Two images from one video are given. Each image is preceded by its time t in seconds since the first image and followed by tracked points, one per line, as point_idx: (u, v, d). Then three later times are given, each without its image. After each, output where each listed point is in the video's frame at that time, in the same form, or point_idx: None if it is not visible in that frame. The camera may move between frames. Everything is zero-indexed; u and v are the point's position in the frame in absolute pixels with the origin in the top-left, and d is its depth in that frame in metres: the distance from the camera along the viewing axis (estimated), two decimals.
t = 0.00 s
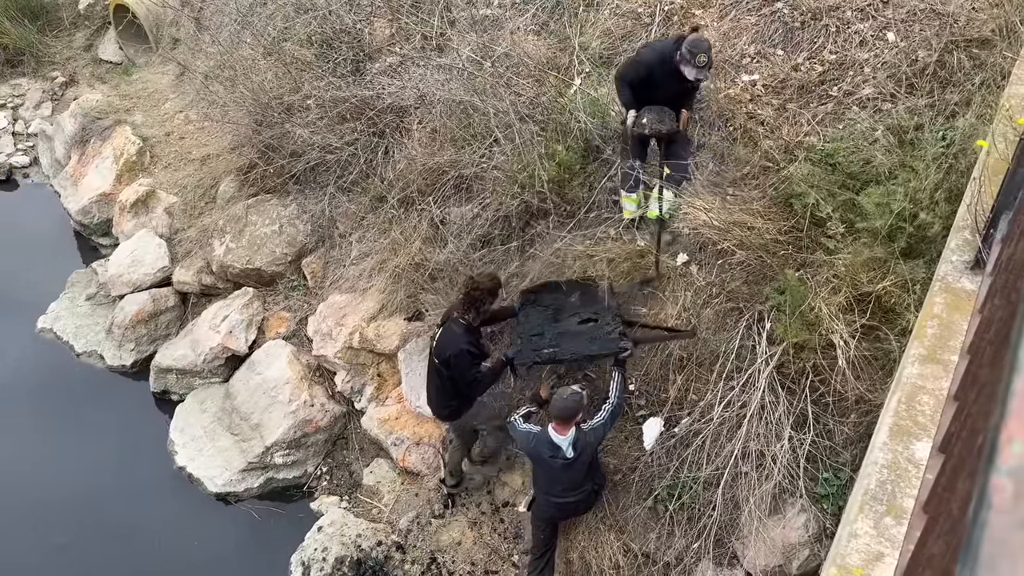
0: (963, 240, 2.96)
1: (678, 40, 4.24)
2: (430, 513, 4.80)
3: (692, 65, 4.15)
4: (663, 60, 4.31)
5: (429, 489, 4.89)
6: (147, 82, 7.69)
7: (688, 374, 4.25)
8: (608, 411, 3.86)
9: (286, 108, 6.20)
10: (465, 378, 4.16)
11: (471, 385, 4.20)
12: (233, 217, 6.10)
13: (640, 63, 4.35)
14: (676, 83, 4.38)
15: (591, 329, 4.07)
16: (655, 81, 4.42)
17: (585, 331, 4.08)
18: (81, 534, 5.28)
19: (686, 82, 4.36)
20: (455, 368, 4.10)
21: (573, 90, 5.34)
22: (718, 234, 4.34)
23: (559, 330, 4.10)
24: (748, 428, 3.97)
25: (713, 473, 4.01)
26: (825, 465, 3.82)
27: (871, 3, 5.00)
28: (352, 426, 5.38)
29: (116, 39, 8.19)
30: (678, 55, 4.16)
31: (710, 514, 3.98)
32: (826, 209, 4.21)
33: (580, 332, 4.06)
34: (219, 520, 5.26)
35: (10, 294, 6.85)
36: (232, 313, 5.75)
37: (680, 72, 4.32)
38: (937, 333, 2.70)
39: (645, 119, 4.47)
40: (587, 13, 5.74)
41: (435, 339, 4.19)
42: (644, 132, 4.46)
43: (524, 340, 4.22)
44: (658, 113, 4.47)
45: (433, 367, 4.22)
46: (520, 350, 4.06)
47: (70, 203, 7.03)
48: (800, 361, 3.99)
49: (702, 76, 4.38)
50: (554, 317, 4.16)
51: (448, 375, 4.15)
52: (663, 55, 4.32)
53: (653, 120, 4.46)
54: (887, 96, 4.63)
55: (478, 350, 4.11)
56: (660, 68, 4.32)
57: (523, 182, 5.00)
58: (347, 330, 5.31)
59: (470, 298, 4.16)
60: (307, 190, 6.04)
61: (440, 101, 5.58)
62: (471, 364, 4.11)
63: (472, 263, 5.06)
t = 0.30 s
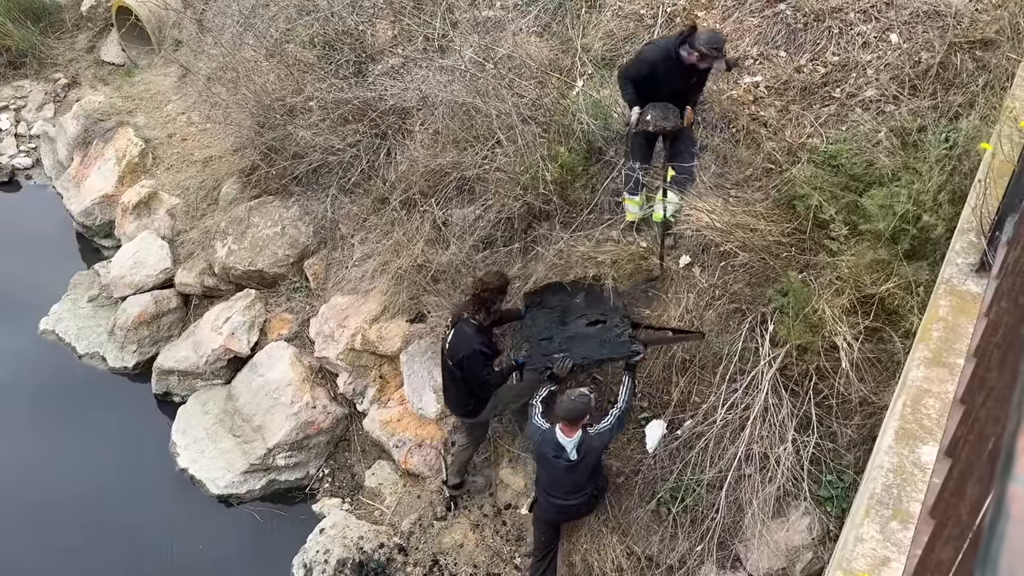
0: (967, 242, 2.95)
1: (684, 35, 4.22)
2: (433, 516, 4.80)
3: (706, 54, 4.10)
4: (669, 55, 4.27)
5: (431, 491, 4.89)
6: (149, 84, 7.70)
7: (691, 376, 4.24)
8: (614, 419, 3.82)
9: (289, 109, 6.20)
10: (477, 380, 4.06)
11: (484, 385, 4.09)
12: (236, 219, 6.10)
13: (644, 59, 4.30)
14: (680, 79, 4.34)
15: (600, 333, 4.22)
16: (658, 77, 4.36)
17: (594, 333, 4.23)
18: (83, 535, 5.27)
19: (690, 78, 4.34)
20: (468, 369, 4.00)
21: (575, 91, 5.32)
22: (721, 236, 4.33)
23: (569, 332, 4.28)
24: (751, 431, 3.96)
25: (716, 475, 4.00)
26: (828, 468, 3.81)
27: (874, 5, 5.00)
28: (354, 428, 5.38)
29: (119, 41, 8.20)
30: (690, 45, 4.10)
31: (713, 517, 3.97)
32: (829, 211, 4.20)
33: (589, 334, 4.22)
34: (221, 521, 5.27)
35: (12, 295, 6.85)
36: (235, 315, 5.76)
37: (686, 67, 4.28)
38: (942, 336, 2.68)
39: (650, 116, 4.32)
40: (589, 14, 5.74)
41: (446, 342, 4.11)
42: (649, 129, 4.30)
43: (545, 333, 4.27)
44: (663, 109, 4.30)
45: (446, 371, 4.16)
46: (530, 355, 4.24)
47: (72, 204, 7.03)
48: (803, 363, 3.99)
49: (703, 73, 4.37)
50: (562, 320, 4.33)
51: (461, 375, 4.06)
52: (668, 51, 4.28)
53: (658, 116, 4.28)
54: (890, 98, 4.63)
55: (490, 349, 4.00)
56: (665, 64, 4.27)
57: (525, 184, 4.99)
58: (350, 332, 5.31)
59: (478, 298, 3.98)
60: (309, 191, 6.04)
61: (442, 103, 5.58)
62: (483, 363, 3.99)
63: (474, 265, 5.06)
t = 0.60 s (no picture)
0: (968, 243, 2.95)
1: (692, 27, 4.14)
2: (434, 517, 4.80)
3: (718, 45, 4.04)
4: (678, 49, 4.18)
5: (432, 492, 4.89)
6: (151, 86, 7.70)
7: (691, 377, 4.24)
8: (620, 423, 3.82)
9: (290, 111, 6.21)
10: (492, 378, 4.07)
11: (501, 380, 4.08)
12: (237, 220, 6.10)
13: (654, 53, 4.19)
14: (689, 71, 4.25)
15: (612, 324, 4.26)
16: (668, 71, 4.27)
17: (607, 324, 4.28)
18: (86, 536, 5.28)
19: (699, 69, 4.27)
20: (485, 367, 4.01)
21: (576, 92, 5.32)
22: (722, 237, 4.33)
23: (581, 323, 4.31)
24: (753, 432, 3.96)
25: (717, 476, 4.00)
26: (829, 469, 3.81)
27: (875, 6, 5.01)
28: (355, 430, 5.38)
29: (120, 42, 8.19)
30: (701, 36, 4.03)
31: (714, 518, 3.97)
32: (830, 212, 4.20)
33: (602, 325, 4.26)
34: (222, 521, 5.27)
35: (14, 296, 6.86)
36: (236, 316, 5.76)
37: (695, 58, 4.20)
38: (944, 336, 2.68)
39: (660, 110, 4.27)
40: (590, 15, 5.74)
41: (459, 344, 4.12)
42: (661, 123, 4.25)
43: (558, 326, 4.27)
44: (673, 103, 4.27)
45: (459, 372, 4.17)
46: (545, 343, 4.23)
47: (73, 206, 7.04)
48: (804, 364, 3.99)
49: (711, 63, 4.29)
50: (572, 310, 4.36)
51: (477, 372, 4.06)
52: (677, 45, 4.19)
53: (670, 110, 4.25)
54: (891, 99, 4.63)
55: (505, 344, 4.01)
56: (676, 57, 4.18)
57: (526, 185, 5.00)
58: (351, 333, 5.32)
59: (485, 297, 3.94)
60: (311, 192, 6.04)
61: (443, 104, 5.58)
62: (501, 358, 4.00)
63: (475, 266, 5.07)
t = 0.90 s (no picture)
0: (966, 246, 2.94)
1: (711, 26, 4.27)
2: (433, 520, 4.80)
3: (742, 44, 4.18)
4: (698, 47, 4.29)
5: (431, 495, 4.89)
6: (150, 89, 7.71)
7: (690, 380, 4.24)
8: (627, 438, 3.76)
9: (289, 114, 6.22)
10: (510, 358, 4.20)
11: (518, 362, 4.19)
12: (236, 223, 6.10)
13: (676, 52, 4.29)
14: (704, 70, 4.39)
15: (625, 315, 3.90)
16: (686, 69, 4.37)
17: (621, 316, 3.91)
18: (85, 539, 5.28)
19: (714, 67, 4.41)
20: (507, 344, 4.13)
21: (574, 95, 5.33)
22: (720, 238, 4.33)
23: (593, 313, 3.91)
24: (751, 434, 3.96)
25: (716, 479, 4.01)
26: (828, 472, 3.80)
27: (873, 8, 5.02)
28: (354, 432, 5.37)
29: (119, 45, 8.19)
30: (725, 37, 4.15)
31: (713, 520, 3.97)
32: (828, 214, 4.20)
33: (615, 317, 3.87)
34: (220, 524, 5.27)
35: (13, 299, 6.86)
36: (235, 319, 5.76)
37: (712, 58, 4.35)
38: (940, 340, 2.68)
39: (680, 106, 4.54)
40: (588, 18, 5.75)
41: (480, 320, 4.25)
42: (682, 117, 4.53)
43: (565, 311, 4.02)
44: (691, 99, 4.56)
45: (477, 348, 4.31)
46: (561, 332, 3.85)
47: (72, 209, 7.05)
48: (802, 366, 3.98)
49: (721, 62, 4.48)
50: (583, 300, 3.99)
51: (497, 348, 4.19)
52: (696, 43, 4.30)
53: (690, 106, 4.55)
54: (889, 101, 4.63)
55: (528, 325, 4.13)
56: (697, 55, 4.31)
57: (525, 188, 5.00)
58: (349, 335, 5.31)
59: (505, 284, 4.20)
60: (309, 195, 6.04)
61: (441, 107, 5.59)
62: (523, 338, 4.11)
63: (473, 268, 5.07)
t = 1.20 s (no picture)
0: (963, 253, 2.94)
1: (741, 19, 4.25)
2: (431, 526, 4.78)
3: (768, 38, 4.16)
4: (728, 42, 4.30)
5: (429, 501, 4.87)
6: (147, 94, 7.70)
7: (688, 386, 4.24)
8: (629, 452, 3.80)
9: (286, 119, 6.22)
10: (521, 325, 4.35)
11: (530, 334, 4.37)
12: (233, 228, 6.09)
13: (707, 47, 4.28)
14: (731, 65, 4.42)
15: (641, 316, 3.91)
16: (714, 66, 4.37)
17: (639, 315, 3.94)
18: (80, 546, 5.27)
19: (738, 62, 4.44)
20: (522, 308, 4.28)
21: (572, 100, 5.34)
22: (718, 243, 4.33)
23: (613, 311, 3.93)
24: (749, 440, 3.95)
25: (714, 484, 4.01)
26: (826, 478, 3.79)
27: (869, 13, 5.04)
28: (352, 438, 5.36)
29: (116, 51, 8.18)
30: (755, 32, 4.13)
31: (711, 526, 3.97)
32: (826, 218, 4.19)
33: (634, 316, 3.90)
34: (216, 531, 5.25)
35: (11, 305, 6.84)
36: (232, 325, 5.75)
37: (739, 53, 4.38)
38: (938, 348, 2.68)
39: (705, 102, 4.43)
40: (586, 23, 5.75)
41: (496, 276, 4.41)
42: (707, 115, 4.42)
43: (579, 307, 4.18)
44: (717, 95, 4.45)
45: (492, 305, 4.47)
46: (588, 332, 3.85)
47: (70, 214, 7.03)
48: (800, 371, 3.97)
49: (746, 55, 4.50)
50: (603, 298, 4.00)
51: (509, 309, 4.35)
52: (727, 38, 4.30)
53: (715, 104, 4.43)
54: (886, 106, 4.62)
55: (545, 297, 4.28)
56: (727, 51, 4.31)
57: (522, 193, 4.99)
58: (347, 341, 5.31)
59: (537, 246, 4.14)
60: (307, 201, 6.04)
61: (438, 112, 5.58)
62: (536, 307, 4.27)
63: (471, 273, 5.07)
